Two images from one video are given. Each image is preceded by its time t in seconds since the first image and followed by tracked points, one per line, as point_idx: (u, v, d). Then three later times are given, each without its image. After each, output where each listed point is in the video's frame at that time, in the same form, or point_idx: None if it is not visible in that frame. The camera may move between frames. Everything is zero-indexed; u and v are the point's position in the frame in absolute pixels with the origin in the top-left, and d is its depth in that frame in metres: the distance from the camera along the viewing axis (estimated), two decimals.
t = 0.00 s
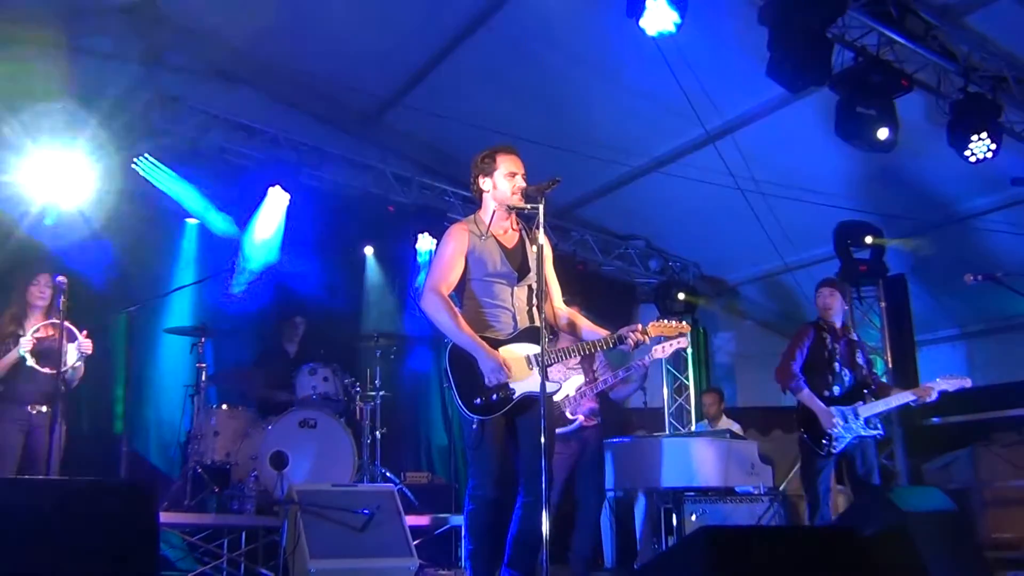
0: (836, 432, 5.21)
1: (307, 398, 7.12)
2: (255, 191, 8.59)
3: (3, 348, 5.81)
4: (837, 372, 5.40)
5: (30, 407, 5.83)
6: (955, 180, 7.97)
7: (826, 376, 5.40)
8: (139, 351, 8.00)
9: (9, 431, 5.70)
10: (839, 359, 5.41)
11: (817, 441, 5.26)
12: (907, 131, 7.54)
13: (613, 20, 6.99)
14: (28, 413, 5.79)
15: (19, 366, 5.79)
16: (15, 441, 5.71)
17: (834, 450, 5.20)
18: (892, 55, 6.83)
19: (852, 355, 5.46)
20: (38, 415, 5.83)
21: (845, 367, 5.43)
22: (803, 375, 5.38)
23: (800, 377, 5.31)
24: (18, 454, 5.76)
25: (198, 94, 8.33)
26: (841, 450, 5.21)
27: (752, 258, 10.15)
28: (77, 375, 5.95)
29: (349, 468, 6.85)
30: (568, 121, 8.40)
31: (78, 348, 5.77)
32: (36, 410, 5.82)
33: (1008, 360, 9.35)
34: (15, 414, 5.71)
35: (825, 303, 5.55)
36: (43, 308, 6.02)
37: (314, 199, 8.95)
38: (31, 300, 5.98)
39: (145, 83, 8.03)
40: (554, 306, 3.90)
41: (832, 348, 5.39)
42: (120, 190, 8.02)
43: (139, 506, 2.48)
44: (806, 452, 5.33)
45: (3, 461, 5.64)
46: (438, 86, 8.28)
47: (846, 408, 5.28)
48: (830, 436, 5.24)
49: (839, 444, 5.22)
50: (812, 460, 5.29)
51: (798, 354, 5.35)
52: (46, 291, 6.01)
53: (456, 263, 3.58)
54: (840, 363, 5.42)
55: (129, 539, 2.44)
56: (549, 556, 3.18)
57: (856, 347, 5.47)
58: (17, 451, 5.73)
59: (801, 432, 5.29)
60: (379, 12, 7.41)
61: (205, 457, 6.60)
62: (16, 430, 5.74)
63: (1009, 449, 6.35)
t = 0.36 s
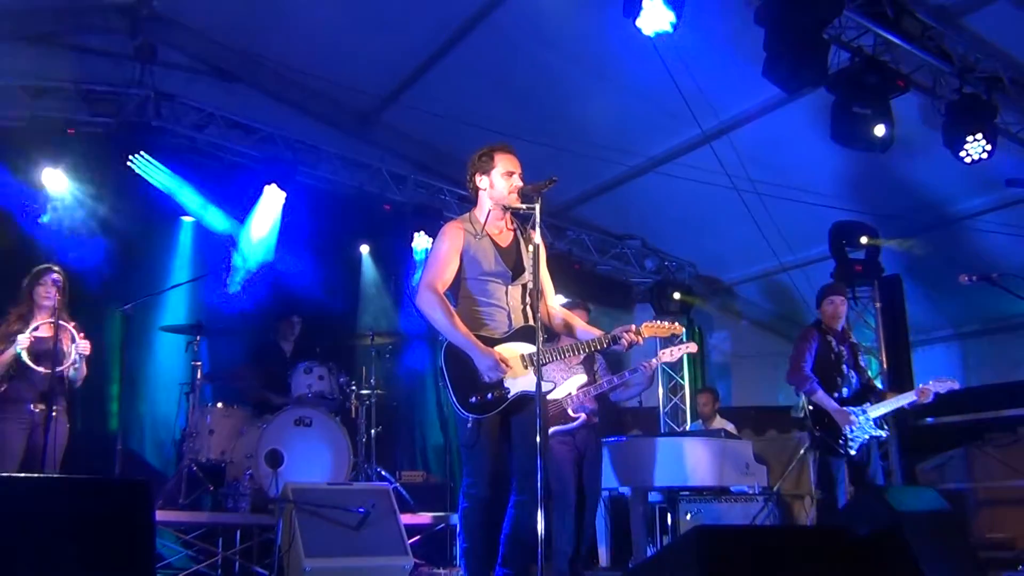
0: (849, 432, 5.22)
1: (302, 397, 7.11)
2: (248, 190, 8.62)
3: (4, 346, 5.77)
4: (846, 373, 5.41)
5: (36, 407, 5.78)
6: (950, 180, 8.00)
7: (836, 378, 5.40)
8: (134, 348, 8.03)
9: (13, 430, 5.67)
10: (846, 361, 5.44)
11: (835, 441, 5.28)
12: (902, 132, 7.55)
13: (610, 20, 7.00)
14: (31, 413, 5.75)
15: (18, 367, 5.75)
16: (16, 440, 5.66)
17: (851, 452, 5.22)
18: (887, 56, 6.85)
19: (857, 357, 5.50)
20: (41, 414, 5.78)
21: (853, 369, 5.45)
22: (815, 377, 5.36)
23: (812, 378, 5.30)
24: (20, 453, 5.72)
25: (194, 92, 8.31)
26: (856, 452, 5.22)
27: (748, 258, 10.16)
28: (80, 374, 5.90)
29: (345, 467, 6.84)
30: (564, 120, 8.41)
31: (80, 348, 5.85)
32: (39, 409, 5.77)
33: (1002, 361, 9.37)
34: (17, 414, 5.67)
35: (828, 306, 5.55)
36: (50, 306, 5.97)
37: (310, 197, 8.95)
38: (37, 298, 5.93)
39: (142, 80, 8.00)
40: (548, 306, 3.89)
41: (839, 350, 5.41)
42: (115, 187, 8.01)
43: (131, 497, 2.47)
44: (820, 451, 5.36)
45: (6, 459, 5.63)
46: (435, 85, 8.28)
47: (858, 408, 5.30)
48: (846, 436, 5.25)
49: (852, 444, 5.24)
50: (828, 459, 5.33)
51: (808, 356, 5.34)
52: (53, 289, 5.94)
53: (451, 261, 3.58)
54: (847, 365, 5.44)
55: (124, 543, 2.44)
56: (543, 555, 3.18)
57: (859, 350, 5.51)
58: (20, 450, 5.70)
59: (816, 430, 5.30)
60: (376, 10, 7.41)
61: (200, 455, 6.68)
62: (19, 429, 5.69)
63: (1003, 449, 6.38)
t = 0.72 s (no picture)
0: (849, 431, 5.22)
1: (296, 394, 7.09)
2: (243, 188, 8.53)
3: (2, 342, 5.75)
4: (844, 372, 5.41)
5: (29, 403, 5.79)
6: (945, 181, 8.00)
7: (835, 377, 5.39)
8: (128, 345, 8.02)
9: (6, 428, 5.66)
10: (844, 360, 5.43)
11: (835, 442, 5.23)
12: (898, 132, 7.55)
13: (606, 18, 7.00)
14: (25, 409, 5.74)
15: (15, 364, 5.74)
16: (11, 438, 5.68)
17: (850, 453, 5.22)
18: (884, 56, 6.87)
19: (853, 355, 5.51)
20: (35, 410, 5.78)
21: (851, 368, 5.45)
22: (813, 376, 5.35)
23: (812, 377, 5.29)
24: (13, 449, 5.71)
25: (189, 88, 8.28)
26: (853, 453, 5.24)
27: (742, 257, 10.18)
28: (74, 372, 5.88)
29: (339, 465, 6.83)
30: (560, 119, 8.40)
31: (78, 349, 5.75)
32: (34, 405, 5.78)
33: (997, 361, 9.39)
34: (12, 410, 5.67)
35: (824, 305, 5.54)
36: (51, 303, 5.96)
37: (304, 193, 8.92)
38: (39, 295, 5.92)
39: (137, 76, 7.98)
40: (542, 307, 3.88)
41: (836, 349, 5.40)
42: (110, 184, 7.98)
43: (126, 492, 2.46)
44: (817, 452, 5.30)
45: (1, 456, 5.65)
46: (431, 82, 8.26)
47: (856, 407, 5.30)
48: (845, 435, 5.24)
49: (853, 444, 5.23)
50: (825, 460, 5.26)
51: (806, 355, 5.34)
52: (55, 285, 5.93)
53: (444, 260, 3.58)
54: (845, 363, 5.43)
55: (120, 541, 2.41)
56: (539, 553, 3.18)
57: (855, 349, 5.53)
58: (15, 446, 5.72)
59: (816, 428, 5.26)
60: (372, 7, 7.39)
61: (194, 451, 6.62)
62: (13, 425, 5.69)
63: (996, 450, 6.42)
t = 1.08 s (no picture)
0: (840, 428, 5.20)
1: (288, 391, 7.08)
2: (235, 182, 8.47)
3: None
4: (832, 372, 5.39)
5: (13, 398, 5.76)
6: (939, 182, 8.02)
7: (822, 377, 5.37)
8: (120, 340, 7.98)
9: None
10: (831, 360, 5.41)
11: (825, 442, 5.23)
12: (891, 132, 7.57)
13: (600, 16, 7.00)
14: (10, 404, 5.72)
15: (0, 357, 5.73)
16: None
17: (844, 448, 5.21)
18: (878, 56, 6.89)
19: (840, 354, 5.49)
20: (20, 406, 5.76)
21: (839, 366, 5.44)
22: (798, 379, 5.34)
23: (795, 380, 5.30)
24: None
25: (183, 84, 8.25)
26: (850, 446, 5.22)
27: (736, 257, 10.20)
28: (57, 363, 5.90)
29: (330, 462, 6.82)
30: (554, 117, 8.40)
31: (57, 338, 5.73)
32: (18, 400, 5.76)
33: (989, 362, 9.41)
34: None
35: (810, 306, 5.47)
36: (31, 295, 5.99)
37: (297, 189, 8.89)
38: (18, 287, 5.95)
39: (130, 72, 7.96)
40: (536, 303, 3.88)
41: (822, 350, 5.37)
42: (102, 180, 7.95)
43: (116, 491, 2.40)
44: (809, 452, 5.32)
45: None
46: (425, 80, 8.25)
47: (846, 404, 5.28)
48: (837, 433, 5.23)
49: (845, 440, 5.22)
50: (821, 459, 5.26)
51: (790, 358, 5.32)
52: (31, 278, 5.97)
53: (436, 255, 3.56)
54: (832, 363, 5.41)
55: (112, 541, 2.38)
56: (529, 551, 3.17)
57: (842, 347, 5.51)
58: None
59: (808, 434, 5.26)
60: (367, 4, 7.38)
61: (186, 449, 6.66)
62: None
63: (986, 450, 6.45)
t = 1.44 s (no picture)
0: (827, 423, 5.17)
1: (281, 388, 7.07)
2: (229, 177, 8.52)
3: None
4: (820, 371, 5.37)
5: None
6: (931, 179, 8.04)
7: (810, 374, 5.36)
8: (112, 336, 7.93)
9: None
10: (818, 359, 5.40)
11: (811, 436, 5.21)
12: (884, 129, 7.59)
13: (593, 12, 7.00)
14: None
15: None
16: None
17: (831, 440, 5.16)
18: (870, 54, 6.91)
19: (828, 351, 5.47)
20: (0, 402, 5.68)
21: (828, 364, 5.40)
22: (784, 380, 5.35)
23: (778, 381, 5.30)
24: None
25: (175, 80, 8.21)
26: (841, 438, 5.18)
27: (728, 254, 10.22)
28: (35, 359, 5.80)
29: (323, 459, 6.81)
30: (548, 114, 8.40)
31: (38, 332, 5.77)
32: None
33: (979, 358, 9.47)
34: None
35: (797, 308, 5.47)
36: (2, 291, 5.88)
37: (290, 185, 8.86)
38: None
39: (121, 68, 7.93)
40: (529, 300, 3.87)
41: (808, 349, 5.37)
42: (93, 177, 7.92)
43: (110, 489, 2.47)
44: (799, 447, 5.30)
45: None
46: (418, 76, 8.24)
47: (834, 401, 5.26)
48: (824, 428, 5.21)
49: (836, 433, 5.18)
50: (812, 460, 5.21)
51: (774, 361, 5.33)
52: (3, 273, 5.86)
53: (430, 254, 3.57)
54: (819, 361, 5.40)
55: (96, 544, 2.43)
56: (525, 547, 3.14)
57: (829, 345, 5.49)
58: None
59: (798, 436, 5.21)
60: None
61: (178, 445, 6.62)
62: None
63: (976, 446, 6.50)
